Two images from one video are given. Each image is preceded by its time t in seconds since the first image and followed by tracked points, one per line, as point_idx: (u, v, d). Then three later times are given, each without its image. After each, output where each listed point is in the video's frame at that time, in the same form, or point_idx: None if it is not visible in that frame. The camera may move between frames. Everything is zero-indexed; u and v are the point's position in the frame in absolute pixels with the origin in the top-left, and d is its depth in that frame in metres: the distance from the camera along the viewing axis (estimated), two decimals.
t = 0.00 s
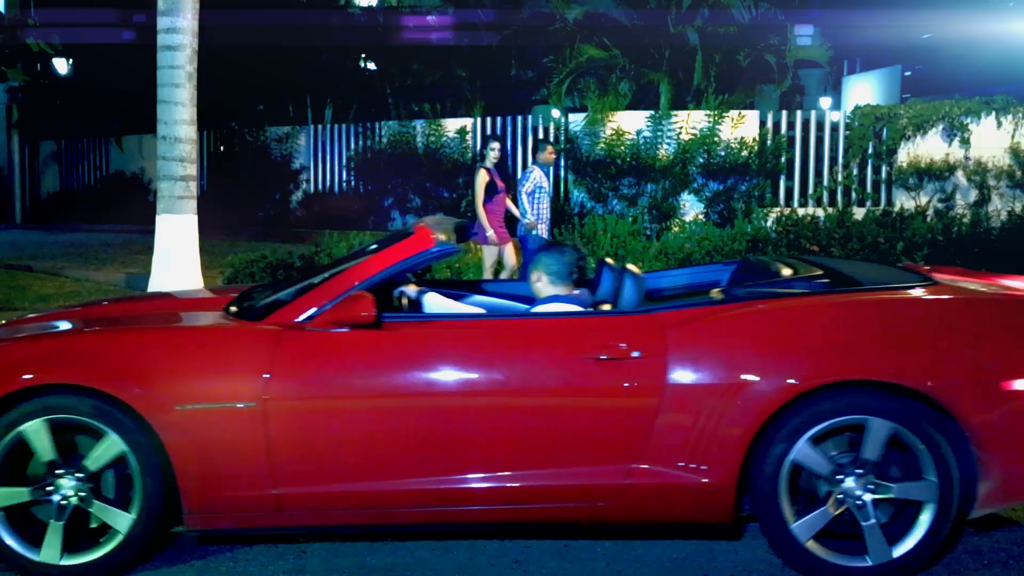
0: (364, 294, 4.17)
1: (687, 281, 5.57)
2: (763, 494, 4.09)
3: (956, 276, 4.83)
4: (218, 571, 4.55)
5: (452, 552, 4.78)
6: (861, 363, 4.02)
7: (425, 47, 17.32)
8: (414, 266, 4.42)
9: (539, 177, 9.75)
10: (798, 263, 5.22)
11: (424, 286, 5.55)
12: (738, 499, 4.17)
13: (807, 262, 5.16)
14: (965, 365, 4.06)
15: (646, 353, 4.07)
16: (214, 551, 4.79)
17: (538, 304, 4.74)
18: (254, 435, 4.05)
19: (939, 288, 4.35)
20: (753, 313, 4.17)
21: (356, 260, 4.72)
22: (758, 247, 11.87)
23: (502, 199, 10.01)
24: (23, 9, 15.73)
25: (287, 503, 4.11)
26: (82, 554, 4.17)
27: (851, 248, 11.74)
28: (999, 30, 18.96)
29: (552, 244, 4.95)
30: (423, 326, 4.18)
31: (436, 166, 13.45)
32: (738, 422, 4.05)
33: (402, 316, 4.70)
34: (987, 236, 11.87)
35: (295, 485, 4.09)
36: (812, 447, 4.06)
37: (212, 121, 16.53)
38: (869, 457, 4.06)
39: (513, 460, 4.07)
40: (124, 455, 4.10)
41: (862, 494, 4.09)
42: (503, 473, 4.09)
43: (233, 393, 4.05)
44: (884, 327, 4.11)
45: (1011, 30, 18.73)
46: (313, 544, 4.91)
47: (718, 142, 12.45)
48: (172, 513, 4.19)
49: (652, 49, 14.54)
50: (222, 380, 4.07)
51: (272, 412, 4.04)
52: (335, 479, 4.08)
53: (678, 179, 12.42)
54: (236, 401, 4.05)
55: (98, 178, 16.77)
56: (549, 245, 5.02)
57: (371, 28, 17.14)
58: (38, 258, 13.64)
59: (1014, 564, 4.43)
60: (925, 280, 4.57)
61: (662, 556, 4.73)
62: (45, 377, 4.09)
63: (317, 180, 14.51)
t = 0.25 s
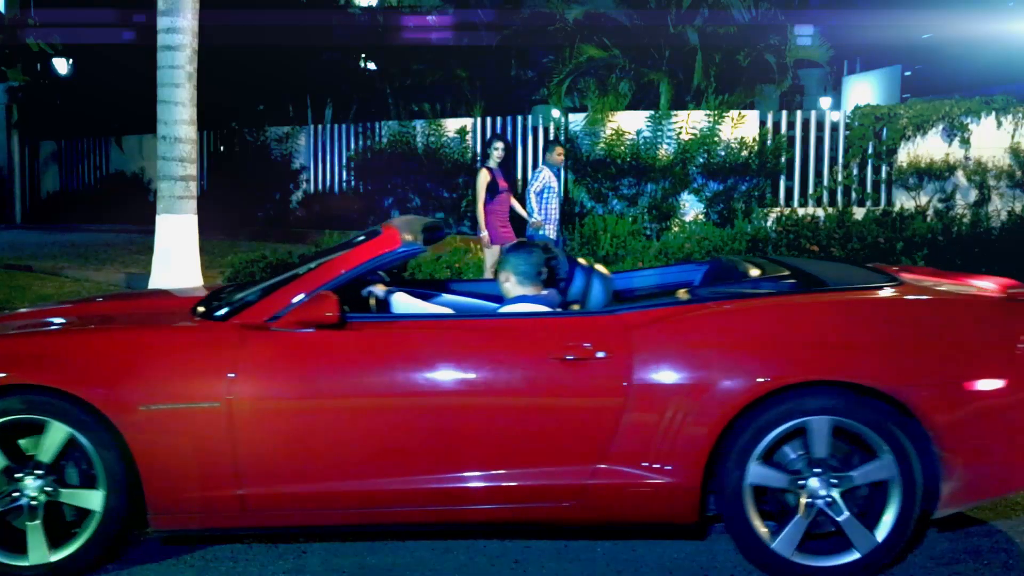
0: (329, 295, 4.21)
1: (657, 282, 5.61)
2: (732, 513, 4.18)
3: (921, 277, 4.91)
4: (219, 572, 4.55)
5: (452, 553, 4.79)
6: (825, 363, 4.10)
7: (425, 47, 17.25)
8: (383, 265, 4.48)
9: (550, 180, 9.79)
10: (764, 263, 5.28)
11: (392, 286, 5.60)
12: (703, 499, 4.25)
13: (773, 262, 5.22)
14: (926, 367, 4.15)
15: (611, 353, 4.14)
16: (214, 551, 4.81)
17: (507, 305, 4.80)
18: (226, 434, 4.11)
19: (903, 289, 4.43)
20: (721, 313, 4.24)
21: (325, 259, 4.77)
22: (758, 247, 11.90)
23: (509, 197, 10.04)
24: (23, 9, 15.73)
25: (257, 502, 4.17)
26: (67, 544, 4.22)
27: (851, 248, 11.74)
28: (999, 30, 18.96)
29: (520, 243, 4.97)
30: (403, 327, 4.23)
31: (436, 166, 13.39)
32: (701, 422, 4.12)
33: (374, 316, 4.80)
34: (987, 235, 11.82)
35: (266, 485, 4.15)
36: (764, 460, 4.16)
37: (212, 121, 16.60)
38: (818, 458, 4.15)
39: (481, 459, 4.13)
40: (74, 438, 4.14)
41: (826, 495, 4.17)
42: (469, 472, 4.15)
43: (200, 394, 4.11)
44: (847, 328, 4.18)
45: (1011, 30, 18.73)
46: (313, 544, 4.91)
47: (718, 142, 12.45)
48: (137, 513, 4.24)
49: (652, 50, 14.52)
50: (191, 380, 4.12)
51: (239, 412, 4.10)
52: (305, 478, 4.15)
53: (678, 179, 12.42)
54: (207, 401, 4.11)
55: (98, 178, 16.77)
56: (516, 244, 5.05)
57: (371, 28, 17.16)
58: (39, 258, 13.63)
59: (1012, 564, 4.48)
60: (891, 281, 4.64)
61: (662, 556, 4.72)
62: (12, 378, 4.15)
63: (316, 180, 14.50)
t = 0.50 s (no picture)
0: (293, 295, 4.22)
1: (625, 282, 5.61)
2: (708, 530, 4.18)
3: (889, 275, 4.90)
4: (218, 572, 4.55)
5: (452, 553, 4.79)
6: (791, 363, 4.10)
7: (425, 47, 17.30)
8: (348, 265, 4.49)
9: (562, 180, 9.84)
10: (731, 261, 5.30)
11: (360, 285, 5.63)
12: (667, 500, 4.23)
13: (740, 262, 5.23)
14: (890, 366, 4.15)
15: (575, 353, 4.14)
16: (213, 550, 4.81)
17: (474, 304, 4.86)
18: (190, 434, 4.10)
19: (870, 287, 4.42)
20: (688, 311, 4.24)
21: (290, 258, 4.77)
22: (758, 247, 11.92)
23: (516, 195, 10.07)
24: (23, 9, 15.74)
25: (218, 502, 4.16)
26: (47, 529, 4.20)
27: (851, 248, 11.86)
28: (999, 30, 18.95)
29: (490, 242, 5.02)
30: (381, 326, 4.23)
31: (436, 166, 13.39)
32: (665, 421, 4.11)
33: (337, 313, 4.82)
34: (987, 235, 11.80)
35: (229, 485, 4.14)
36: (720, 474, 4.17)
37: (212, 121, 16.64)
38: (767, 457, 4.15)
39: (444, 457, 4.13)
40: (15, 425, 4.16)
41: (790, 493, 4.16)
42: (431, 471, 4.14)
43: (162, 394, 4.10)
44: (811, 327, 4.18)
45: (1011, 30, 18.74)
46: (312, 544, 4.91)
47: (718, 142, 12.46)
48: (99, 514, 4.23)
49: (653, 50, 14.50)
50: (153, 381, 4.11)
51: (200, 413, 4.09)
52: (267, 478, 4.14)
53: (678, 179, 12.41)
54: (167, 401, 4.10)
55: (98, 178, 16.77)
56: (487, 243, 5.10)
57: (371, 28, 17.15)
58: (39, 258, 13.63)
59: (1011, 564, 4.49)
60: (860, 279, 4.61)
61: (663, 556, 4.72)
62: None
63: (316, 180, 14.48)
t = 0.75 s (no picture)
0: (256, 295, 4.33)
1: (594, 282, 5.74)
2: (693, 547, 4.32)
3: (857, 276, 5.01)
4: (220, 572, 4.68)
5: (451, 552, 4.91)
6: (751, 363, 4.23)
7: (425, 47, 17.22)
8: (312, 266, 4.58)
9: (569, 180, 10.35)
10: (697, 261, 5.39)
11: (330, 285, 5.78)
12: (631, 499, 4.37)
13: (706, 262, 5.31)
14: (851, 366, 4.30)
15: (538, 353, 4.27)
16: (215, 551, 4.95)
17: (441, 302, 5.00)
18: (164, 433, 4.22)
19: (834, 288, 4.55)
20: (652, 312, 4.37)
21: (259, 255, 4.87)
22: (758, 248, 11.97)
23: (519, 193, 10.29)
24: (23, 9, 15.77)
25: (189, 500, 4.29)
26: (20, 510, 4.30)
27: (851, 248, 11.93)
28: (1000, 30, 18.90)
29: (456, 241, 5.15)
30: (359, 328, 4.35)
31: (436, 167, 13.44)
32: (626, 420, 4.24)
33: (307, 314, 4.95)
34: (987, 235, 11.85)
35: (201, 484, 4.27)
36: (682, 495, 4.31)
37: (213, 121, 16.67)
38: (716, 465, 4.28)
39: (413, 457, 4.26)
40: None
41: (754, 492, 4.30)
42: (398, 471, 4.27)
43: (128, 394, 4.22)
44: (766, 329, 4.31)
45: (1011, 30, 18.70)
46: (313, 544, 5.04)
47: (718, 142, 12.45)
48: (64, 509, 4.35)
49: (652, 50, 14.46)
50: (118, 382, 4.23)
51: (167, 414, 4.22)
52: (238, 478, 4.27)
53: (678, 179, 12.41)
54: (137, 401, 4.22)
55: (98, 178, 16.81)
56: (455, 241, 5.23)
57: (371, 28, 17.02)
58: (39, 258, 13.66)
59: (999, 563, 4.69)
60: (825, 279, 4.73)
61: (661, 556, 4.81)
62: None
63: (316, 180, 14.46)
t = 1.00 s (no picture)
0: (208, 295, 4.29)
1: (555, 281, 5.77)
2: (681, 561, 4.28)
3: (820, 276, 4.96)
4: (219, 572, 4.69)
5: (452, 552, 4.91)
6: (706, 363, 4.19)
7: (425, 46, 17.26)
8: (268, 266, 4.57)
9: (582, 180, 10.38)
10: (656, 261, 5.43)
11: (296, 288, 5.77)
12: (586, 500, 4.34)
13: (665, 263, 5.29)
14: (804, 366, 4.25)
15: (490, 353, 4.24)
16: (214, 551, 4.97)
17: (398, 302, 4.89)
18: (118, 433, 4.18)
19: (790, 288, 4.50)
20: (606, 312, 4.32)
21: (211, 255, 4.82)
22: (758, 248, 11.96)
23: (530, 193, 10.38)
24: (22, 9, 15.78)
25: (140, 501, 4.24)
26: None
27: (851, 247, 11.87)
28: (1000, 30, 18.90)
29: (416, 241, 5.07)
30: (326, 326, 4.32)
31: (436, 166, 13.46)
32: (581, 420, 4.20)
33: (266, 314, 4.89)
34: (987, 236, 11.81)
35: (154, 485, 4.22)
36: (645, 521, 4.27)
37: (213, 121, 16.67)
38: (660, 480, 4.23)
39: (366, 457, 4.21)
40: None
41: (707, 492, 4.25)
42: (351, 472, 4.23)
43: (81, 395, 4.17)
44: (722, 329, 4.27)
45: (1011, 30, 18.69)
46: (312, 544, 5.04)
47: (718, 142, 12.46)
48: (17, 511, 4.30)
49: (652, 50, 14.45)
50: (72, 383, 4.18)
51: (120, 415, 4.17)
52: (189, 479, 4.22)
53: (678, 179, 12.43)
54: (92, 402, 4.17)
55: (98, 178, 16.82)
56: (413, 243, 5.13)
57: (371, 28, 17.11)
58: (39, 258, 13.66)
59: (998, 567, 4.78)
60: (782, 279, 4.68)
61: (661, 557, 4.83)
62: None
63: (316, 180, 14.44)
